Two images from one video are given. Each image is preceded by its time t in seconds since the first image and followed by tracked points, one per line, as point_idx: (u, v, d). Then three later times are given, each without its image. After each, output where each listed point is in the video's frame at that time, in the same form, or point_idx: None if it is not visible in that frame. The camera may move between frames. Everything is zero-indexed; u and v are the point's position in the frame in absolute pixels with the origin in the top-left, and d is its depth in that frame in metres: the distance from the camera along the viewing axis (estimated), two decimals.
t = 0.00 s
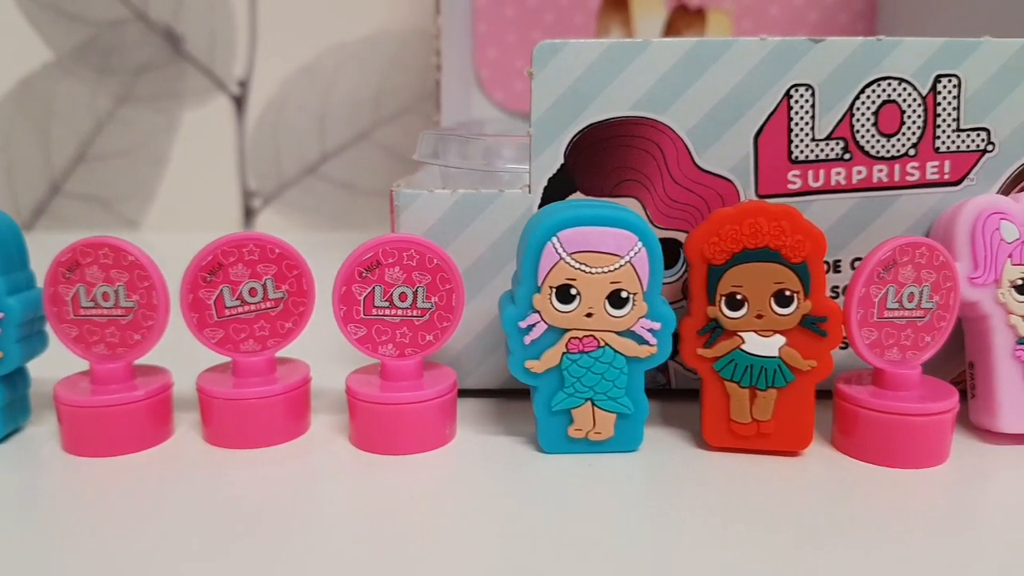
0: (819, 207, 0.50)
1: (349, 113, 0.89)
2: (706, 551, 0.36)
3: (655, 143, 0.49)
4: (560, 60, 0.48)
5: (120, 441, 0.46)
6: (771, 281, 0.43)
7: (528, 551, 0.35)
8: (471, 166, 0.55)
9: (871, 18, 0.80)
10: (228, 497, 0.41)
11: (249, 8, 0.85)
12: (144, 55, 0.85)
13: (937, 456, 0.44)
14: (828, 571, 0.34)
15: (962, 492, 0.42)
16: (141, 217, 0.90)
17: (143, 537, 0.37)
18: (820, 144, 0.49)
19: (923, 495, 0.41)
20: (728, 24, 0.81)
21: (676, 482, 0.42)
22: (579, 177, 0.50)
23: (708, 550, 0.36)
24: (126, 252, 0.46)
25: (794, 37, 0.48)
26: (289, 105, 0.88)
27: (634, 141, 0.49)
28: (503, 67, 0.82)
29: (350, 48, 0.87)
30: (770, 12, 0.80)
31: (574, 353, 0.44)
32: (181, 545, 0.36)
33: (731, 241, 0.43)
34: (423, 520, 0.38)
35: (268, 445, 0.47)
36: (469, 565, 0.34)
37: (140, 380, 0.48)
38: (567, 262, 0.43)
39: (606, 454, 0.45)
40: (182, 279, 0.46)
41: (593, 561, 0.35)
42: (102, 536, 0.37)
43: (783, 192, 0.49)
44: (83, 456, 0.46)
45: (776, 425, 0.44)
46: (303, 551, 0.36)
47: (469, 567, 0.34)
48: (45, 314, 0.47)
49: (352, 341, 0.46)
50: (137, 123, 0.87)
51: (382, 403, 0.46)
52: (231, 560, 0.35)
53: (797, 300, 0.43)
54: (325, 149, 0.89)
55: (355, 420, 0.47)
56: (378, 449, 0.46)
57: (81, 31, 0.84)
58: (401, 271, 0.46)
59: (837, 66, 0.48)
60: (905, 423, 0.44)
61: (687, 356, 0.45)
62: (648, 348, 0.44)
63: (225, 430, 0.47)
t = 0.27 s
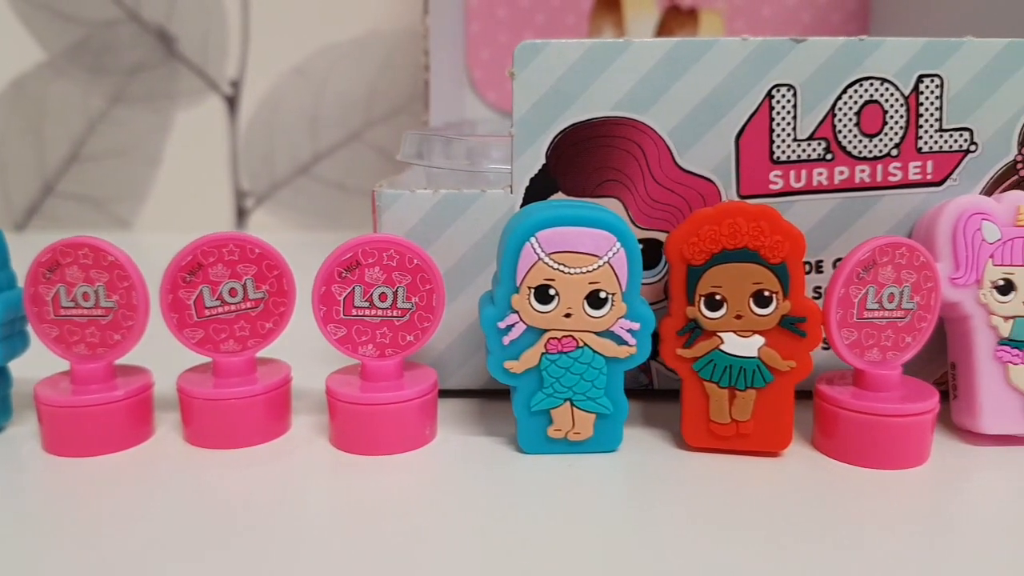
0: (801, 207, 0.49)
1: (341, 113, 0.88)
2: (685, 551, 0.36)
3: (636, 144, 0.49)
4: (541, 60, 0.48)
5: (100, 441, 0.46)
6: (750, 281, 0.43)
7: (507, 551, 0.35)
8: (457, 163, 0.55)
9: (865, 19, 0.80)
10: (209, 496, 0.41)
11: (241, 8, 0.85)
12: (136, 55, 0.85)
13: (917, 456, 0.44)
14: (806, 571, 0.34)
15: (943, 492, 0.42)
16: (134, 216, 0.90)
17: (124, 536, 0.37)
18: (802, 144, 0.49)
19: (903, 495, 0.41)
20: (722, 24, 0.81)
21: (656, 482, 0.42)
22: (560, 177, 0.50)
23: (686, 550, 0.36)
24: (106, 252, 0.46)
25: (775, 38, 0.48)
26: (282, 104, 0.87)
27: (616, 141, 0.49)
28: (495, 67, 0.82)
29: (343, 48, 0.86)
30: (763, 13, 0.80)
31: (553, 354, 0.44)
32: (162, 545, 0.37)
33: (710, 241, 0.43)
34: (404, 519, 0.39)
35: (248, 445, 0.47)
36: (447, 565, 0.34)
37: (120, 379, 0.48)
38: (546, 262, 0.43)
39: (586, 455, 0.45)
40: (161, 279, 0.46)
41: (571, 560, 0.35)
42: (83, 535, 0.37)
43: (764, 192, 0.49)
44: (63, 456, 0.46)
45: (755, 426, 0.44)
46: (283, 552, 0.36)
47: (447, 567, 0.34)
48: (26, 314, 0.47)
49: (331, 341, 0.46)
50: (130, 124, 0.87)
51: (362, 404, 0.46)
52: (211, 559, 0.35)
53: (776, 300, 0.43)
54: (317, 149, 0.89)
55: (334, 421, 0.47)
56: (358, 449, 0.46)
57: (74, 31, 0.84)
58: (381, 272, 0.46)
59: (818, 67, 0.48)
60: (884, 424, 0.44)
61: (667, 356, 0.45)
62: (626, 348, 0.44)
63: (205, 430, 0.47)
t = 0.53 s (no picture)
0: (778, 207, 0.49)
1: (331, 112, 0.88)
2: (661, 552, 0.35)
3: (613, 144, 0.49)
4: (516, 61, 0.48)
5: (75, 441, 0.46)
6: (723, 282, 0.43)
7: (482, 552, 0.35)
8: (436, 162, 0.55)
9: (853, 20, 0.80)
10: (187, 496, 0.41)
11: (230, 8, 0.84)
12: (126, 55, 0.84)
13: (893, 457, 0.44)
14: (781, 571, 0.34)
15: (919, 492, 0.42)
16: (123, 217, 0.90)
17: (100, 539, 0.37)
18: (779, 144, 0.49)
19: (879, 495, 0.41)
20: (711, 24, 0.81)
21: (631, 482, 0.42)
22: (537, 177, 0.50)
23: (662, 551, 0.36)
24: (80, 253, 0.46)
25: (752, 37, 0.48)
26: (272, 105, 0.87)
27: (593, 141, 0.49)
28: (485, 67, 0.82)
29: (332, 48, 0.86)
30: (753, 13, 0.80)
31: (526, 354, 0.44)
32: (138, 548, 0.36)
33: (684, 241, 0.43)
34: (380, 520, 0.38)
35: (223, 446, 0.47)
36: (423, 566, 0.34)
37: (95, 380, 0.48)
38: (518, 262, 0.43)
39: (560, 456, 0.44)
40: (135, 279, 0.46)
41: (546, 561, 0.35)
42: (60, 537, 0.37)
43: (741, 193, 0.49)
44: (38, 456, 0.46)
45: (729, 426, 0.44)
46: (260, 555, 0.35)
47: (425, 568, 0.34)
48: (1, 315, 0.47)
49: (305, 342, 0.46)
50: (120, 124, 0.87)
51: (336, 405, 0.46)
52: (187, 562, 0.35)
53: (749, 300, 0.44)
54: (307, 149, 0.89)
55: (309, 422, 0.46)
56: (333, 450, 0.46)
57: (63, 30, 0.83)
58: (356, 272, 0.46)
59: (794, 66, 0.48)
60: (859, 425, 0.44)
61: (642, 356, 0.45)
62: (600, 349, 0.44)
63: (180, 431, 0.47)
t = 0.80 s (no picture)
0: (760, 209, 0.49)
1: (324, 113, 0.88)
2: (643, 552, 0.35)
3: (596, 145, 0.49)
4: (499, 62, 0.48)
5: (57, 441, 0.46)
6: (703, 283, 0.44)
7: (464, 555, 0.35)
8: (420, 162, 0.55)
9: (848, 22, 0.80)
10: (172, 496, 0.41)
11: (224, 10, 0.84)
12: (120, 56, 0.85)
13: (875, 458, 0.44)
14: (761, 573, 0.34)
15: (901, 493, 0.42)
16: (116, 218, 0.90)
17: (83, 543, 0.37)
18: (761, 145, 0.49)
19: (860, 495, 0.41)
20: (705, 25, 0.81)
21: (614, 483, 0.42)
22: (520, 178, 0.50)
23: (644, 552, 0.36)
24: (63, 253, 0.47)
25: (734, 39, 0.48)
26: (266, 105, 0.87)
27: (575, 142, 0.49)
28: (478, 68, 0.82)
29: (326, 48, 0.86)
30: (747, 14, 0.80)
31: (507, 355, 0.44)
32: (120, 551, 0.36)
33: (664, 242, 0.44)
34: (363, 520, 0.38)
35: (205, 447, 0.47)
36: (404, 569, 0.34)
37: (78, 380, 0.48)
38: (499, 263, 0.43)
39: (541, 456, 0.45)
40: (117, 280, 0.46)
41: (528, 562, 0.35)
42: (44, 538, 0.37)
43: (724, 194, 0.49)
44: (20, 456, 0.46)
45: (710, 427, 0.44)
46: (242, 558, 0.35)
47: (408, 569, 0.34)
48: None
49: (287, 342, 0.46)
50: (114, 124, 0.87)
51: (319, 406, 0.46)
52: (169, 566, 0.35)
53: (729, 301, 0.44)
54: (301, 150, 0.89)
55: (291, 423, 0.46)
56: (315, 451, 0.46)
57: (57, 31, 0.83)
58: (337, 272, 0.46)
59: (777, 68, 0.48)
60: (840, 425, 0.44)
61: (623, 357, 0.45)
62: (580, 350, 0.44)
63: (163, 431, 0.47)
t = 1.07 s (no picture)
0: (741, 210, 0.50)
1: (317, 114, 0.88)
2: (623, 554, 0.35)
3: (577, 147, 0.49)
4: (480, 64, 0.48)
5: (40, 439, 0.46)
6: (680, 283, 0.44)
7: (448, 559, 0.35)
8: (404, 164, 0.55)
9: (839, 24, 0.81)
10: (154, 496, 0.41)
11: (218, 10, 0.85)
12: (114, 57, 0.84)
13: (853, 459, 0.44)
14: (740, 573, 0.34)
15: (880, 493, 0.42)
16: (111, 218, 0.89)
17: (67, 547, 0.36)
18: (741, 147, 0.49)
19: (840, 497, 0.41)
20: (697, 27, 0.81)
21: (593, 483, 0.42)
22: (502, 179, 0.50)
23: (624, 553, 0.36)
24: (45, 253, 0.47)
25: (714, 41, 0.48)
26: (259, 106, 0.87)
27: (557, 144, 0.49)
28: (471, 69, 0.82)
29: (319, 50, 0.86)
30: (738, 16, 0.80)
31: (486, 355, 0.44)
32: (103, 556, 0.36)
33: (642, 243, 0.44)
34: (345, 521, 0.38)
35: (186, 446, 0.47)
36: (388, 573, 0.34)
37: (62, 379, 0.48)
38: (477, 263, 0.43)
39: (520, 456, 0.45)
40: (99, 280, 0.47)
41: (508, 563, 0.35)
42: (26, 539, 0.37)
43: (704, 195, 0.49)
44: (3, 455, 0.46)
45: (688, 427, 0.44)
46: (227, 562, 0.35)
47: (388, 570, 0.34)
48: None
49: (268, 343, 0.46)
50: (108, 126, 0.86)
51: (297, 406, 0.46)
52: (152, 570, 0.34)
53: (706, 302, 0.44)
54: (294, 151, 0.89)
55: (271, 423, 0.47)
56: (295, 451, 0.46)
57: (51, 32, 0.83)
58: (318, 273, 0.46)
59: (757, 69, 0.48)
60: (817, 427, 0.44)
61: (602, 357, 0.46)
62: (559, 350, 0.44)
63: (144, 430, 0.47)
